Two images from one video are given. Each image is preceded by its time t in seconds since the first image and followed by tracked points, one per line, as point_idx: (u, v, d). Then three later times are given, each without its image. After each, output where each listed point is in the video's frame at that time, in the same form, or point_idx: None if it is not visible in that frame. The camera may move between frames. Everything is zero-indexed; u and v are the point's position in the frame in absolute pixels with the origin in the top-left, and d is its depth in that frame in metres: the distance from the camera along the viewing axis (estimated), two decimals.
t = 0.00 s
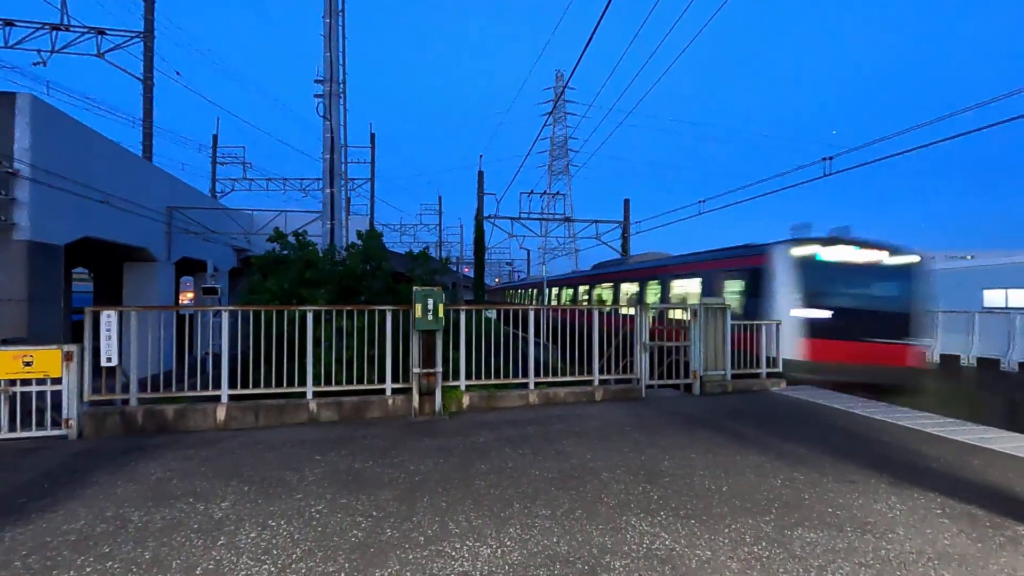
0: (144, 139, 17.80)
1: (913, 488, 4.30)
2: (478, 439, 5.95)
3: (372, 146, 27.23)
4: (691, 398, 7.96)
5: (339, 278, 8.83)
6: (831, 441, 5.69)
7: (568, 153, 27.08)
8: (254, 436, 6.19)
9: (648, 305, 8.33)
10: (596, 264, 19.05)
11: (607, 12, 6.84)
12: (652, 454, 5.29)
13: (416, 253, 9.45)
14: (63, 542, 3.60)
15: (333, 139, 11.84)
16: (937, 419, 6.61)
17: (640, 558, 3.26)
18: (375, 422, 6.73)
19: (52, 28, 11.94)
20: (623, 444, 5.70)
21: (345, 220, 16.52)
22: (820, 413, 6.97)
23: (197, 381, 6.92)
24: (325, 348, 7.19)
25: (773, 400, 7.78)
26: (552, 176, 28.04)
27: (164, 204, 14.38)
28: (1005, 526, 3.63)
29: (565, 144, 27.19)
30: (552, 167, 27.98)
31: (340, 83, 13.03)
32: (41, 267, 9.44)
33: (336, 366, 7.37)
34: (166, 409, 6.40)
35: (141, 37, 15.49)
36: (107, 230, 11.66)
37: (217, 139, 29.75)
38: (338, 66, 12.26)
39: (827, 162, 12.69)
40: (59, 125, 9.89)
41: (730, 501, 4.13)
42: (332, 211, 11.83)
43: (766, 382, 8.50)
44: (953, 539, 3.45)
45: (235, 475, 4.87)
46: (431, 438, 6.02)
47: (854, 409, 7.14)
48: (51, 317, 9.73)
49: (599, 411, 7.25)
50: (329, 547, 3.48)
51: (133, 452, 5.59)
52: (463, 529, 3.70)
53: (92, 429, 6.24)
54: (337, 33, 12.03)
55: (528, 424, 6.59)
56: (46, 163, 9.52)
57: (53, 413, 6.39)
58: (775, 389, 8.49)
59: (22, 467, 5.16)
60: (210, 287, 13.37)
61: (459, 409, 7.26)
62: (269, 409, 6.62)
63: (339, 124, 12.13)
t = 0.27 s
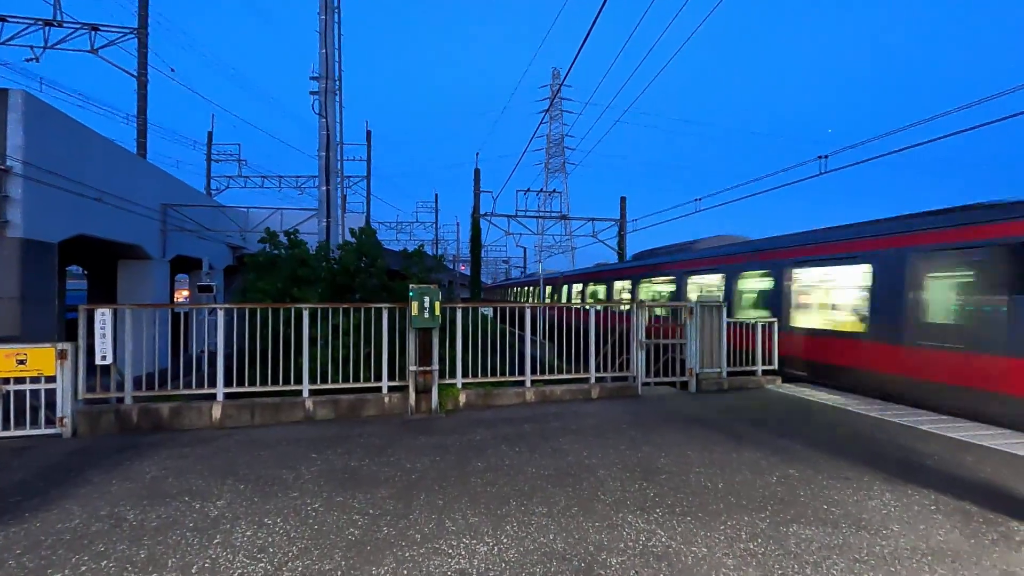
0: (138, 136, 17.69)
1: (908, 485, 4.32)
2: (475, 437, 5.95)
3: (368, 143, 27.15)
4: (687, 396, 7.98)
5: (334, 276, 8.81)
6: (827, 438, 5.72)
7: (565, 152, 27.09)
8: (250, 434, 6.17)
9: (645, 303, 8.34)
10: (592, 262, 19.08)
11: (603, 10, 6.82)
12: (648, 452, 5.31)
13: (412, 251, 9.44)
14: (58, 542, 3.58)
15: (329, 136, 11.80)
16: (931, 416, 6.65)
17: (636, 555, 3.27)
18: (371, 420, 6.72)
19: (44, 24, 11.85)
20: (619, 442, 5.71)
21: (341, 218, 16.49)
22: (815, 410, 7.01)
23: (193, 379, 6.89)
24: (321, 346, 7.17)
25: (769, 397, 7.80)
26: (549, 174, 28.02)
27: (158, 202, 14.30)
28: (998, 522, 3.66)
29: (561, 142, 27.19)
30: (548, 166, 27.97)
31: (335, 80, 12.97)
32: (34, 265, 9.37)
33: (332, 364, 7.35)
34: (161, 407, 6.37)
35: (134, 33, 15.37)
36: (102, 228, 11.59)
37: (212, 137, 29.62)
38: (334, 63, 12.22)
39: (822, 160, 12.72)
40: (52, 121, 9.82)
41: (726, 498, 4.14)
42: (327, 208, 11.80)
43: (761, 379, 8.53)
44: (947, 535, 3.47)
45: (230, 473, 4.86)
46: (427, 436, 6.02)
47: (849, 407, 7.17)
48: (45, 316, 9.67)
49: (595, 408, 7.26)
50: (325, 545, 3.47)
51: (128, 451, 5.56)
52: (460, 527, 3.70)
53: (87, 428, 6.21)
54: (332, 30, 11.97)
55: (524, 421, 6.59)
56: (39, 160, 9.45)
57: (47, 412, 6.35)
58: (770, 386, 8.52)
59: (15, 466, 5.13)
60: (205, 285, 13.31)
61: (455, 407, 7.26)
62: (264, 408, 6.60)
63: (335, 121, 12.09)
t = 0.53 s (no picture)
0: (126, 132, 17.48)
1: (896, 480, 4.37)
2: (467, 434, 5.95)
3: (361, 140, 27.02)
4: (679, 392, 8.02)
5: (326, 273, 8.76)
6: (816, 433, 5.76)
7: (557, 148, 27.09)
8: (241, 432, 6.13)
9: (637, 300, 8.36)
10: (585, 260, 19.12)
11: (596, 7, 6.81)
12: (640, 448, 5.33)
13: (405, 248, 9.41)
14: (46, 541, 3.54)
15: (320, 133, 11.72)
16: (918, 412, 6.72)
17: (628, 551, 3.28)
18: (363, 418, 6.70)
19: (30, 17, 11.67)
20: (611, 438, 5.73)
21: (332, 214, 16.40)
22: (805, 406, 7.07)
23: (182, 377, 6.83)
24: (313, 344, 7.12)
25: (760, 394, 7.85)
26: (541, 171, 28.02)
27: (147, 198, 14.15)
28: (984, 516, 3.71)
29: (554, 139, 27.20)
30: (540, 162, 27.96)
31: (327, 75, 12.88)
32: (20, 261, 9.24)
33: (324, 361, 7.31)
34: (150, 406, 6.32)
35: (122, 27, 15.17)
36: (90, 224, 11.46)
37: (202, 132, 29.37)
38: (325, 58, 12.12)
39: (813, 157, 12.80)
40: (38, 116, 9.68)
41: (717, 493, 4.17)
42: (319, 205, 11.73)
43: (752, 376, 8.58)
44: (934, 529, 3.52)
45: (221, 472, 4.82)
46: (419, 433, 6.01)
47: (838, 403, 7.23)
48: (31, 313, 9.54)
49: (588, 405, 7.28)
50: (317, 543, 3.46)
51: (117, 449, 5.51)
52: (452, 524, 3.70)
53: (75, 426, 6.14)
54: (323, 25, 11.88)
55: (517, 418, 6.60)
56: (24, 156, 9.32)
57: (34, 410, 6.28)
58: (761, 382, 8.58)
59: (2, 465, 5.07)
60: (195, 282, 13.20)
61: (447, 404, 7.25)
62: (256, 405, 6.56)
63: (326, 117, 12.00)
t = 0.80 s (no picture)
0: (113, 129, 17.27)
1: (883, 477, 4.42)
2: (458, 433, 5.94)
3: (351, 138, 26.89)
4: (669, 390, 8.06)
5: (316, 271, 8.71)
6: (805, 431, 5.82)
7: (548, 148, 27.10)
8: (230, 432, 6.08)
9: (628, 298, 8.39)
10: (576, 259, 19.17)
11: (587, 6, 6.82)
12: (631, 446, 5.35)
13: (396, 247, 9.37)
14: (30, 544, 3.50)
15: (310, 130, 11.63)
16: (905, 409, 6.79)
17: (619, 548, 3.29)
18: (354, 417, 6.67)
19: (14, 11, 11.49)
20: (602, 437, 5.74)
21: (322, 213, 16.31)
22: (793, 404, 7.12)
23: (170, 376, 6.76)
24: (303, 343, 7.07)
25: (749, 392, 7.91)
26: (533, 170, 28.04)
27: (134, 196, 13.98)
28: (969, 511, 3.76)
29: (546, 138, 27.22)
30: (532, 161, 27.95)
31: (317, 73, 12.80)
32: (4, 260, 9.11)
33: (314, 360, 7.26)
34: (137, 406, 6.25)
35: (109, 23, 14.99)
36: (75, 222, 11.31)
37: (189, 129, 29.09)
38: (315, 56, 12.04)
39: (802, 157, 12.89)
40: (22, 113, 9.54)
41: (707, 491, 4.19)
42: (309, 203, 11.66)
43: (742, 374, 8.65)
44: (920, 525, 3.56)
45: (210, 472, 4.78)
46: (410, 432, 6.00)
47: (826, 400, 7.29)
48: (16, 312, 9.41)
49: (579, 404, 7.29)
50: (307, 543, 3.44)
51: (104, 450, 5.45)
52: (443, 523, 3.70)
53: (60, 427, 6.06)
54: (313, 23, 11.80)
55: (508, 417, 6.60)
56: (8, 153, 9.17)
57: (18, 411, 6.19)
58: (750, 380, 8.64)
59: None
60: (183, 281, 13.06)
61: (438, 403, 7.23)
62: (245, 405, 6.50)
63: (316, 115, 11.92)
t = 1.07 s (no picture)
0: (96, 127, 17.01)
1: (867, 475, 4.47)
2: (447, 434, 5.92)
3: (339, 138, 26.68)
4: (658, 390, 8.10)
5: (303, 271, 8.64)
6: (791, 430, 5.87)
7: (538, 148, 27.11)
8: (216, 435, 6.02)
9: (616, 299, 8.42)
10: (565, 260, 19.19)
11: (576, 8, 6.85)
12: (619, 446, 5.36)
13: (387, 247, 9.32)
14: (9, 549, 3.43)
15: (298, 130, 11.55)
16: (890, 408, 6.88)
17: (607, 548, 3.30)
18: (342, 419, 6.62)
19: None
20: (591, 437, 5.75)
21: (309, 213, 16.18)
22: (779, 403, 7.19)
23: (155, 378, 6.67)
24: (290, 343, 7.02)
25: (736, 391, 7.97)
26: (522, 170, 28.02)
27: (118, 195, 13.79)
28: (951, 509, 3.82)
29: (535, 139, 27.23)
30: (521, 162, 27.93)
31: (306, 72, 12.71)
32: None
33: (301, 361, 7.19)
34: (120, 408, 6.15)
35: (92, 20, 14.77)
36: (57, 222, 11.13)
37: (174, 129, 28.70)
38: (302, 54, 11.93)
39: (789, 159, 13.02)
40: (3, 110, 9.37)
41: (695, 490, 4.21)
42: (297, 203, 11.58)
43: (729, 374, 8.71)
44: (903, 522, 3.61)
45: (194, 475, 4.72)
46: (399, 434, 5.96)
47: (812, 400, 7.37)
48: None
49: (568, 404, 7.30)
50: (294, 546, 3.41)
51: (86, 453, 5.36)
52: (431, 525, 3.68)
53: (41, 430, 5.95)
54: (301, 21, 11.71)
55: (497, 418, 6.59)
56: None
57: None
58: (738, 380, 8.70)
59: None
60: (168, 281, 12.88)
61: (427, 404, 7.21)
62: (231, 407, 6.43)
63: (304, 114, 11.83)
